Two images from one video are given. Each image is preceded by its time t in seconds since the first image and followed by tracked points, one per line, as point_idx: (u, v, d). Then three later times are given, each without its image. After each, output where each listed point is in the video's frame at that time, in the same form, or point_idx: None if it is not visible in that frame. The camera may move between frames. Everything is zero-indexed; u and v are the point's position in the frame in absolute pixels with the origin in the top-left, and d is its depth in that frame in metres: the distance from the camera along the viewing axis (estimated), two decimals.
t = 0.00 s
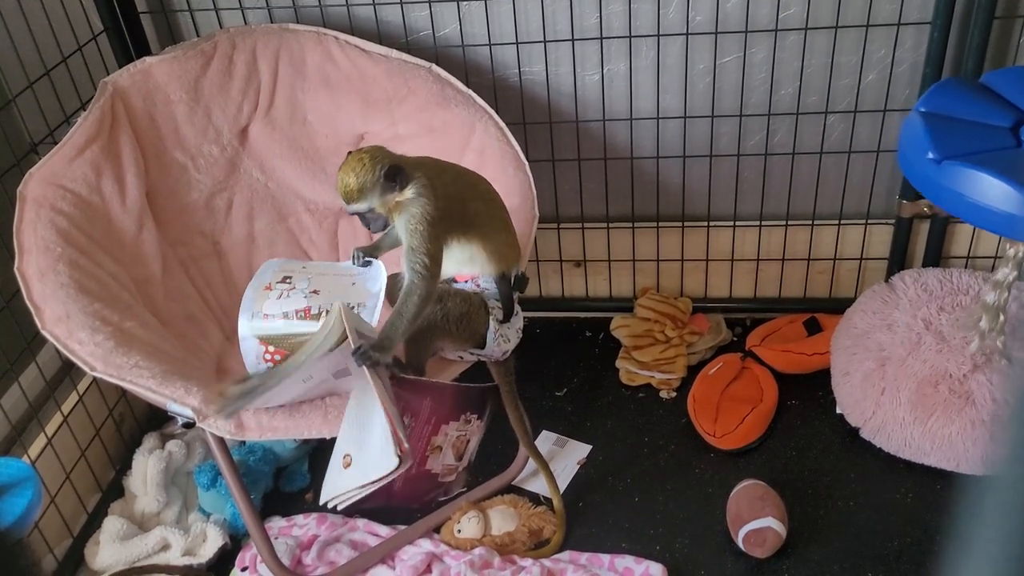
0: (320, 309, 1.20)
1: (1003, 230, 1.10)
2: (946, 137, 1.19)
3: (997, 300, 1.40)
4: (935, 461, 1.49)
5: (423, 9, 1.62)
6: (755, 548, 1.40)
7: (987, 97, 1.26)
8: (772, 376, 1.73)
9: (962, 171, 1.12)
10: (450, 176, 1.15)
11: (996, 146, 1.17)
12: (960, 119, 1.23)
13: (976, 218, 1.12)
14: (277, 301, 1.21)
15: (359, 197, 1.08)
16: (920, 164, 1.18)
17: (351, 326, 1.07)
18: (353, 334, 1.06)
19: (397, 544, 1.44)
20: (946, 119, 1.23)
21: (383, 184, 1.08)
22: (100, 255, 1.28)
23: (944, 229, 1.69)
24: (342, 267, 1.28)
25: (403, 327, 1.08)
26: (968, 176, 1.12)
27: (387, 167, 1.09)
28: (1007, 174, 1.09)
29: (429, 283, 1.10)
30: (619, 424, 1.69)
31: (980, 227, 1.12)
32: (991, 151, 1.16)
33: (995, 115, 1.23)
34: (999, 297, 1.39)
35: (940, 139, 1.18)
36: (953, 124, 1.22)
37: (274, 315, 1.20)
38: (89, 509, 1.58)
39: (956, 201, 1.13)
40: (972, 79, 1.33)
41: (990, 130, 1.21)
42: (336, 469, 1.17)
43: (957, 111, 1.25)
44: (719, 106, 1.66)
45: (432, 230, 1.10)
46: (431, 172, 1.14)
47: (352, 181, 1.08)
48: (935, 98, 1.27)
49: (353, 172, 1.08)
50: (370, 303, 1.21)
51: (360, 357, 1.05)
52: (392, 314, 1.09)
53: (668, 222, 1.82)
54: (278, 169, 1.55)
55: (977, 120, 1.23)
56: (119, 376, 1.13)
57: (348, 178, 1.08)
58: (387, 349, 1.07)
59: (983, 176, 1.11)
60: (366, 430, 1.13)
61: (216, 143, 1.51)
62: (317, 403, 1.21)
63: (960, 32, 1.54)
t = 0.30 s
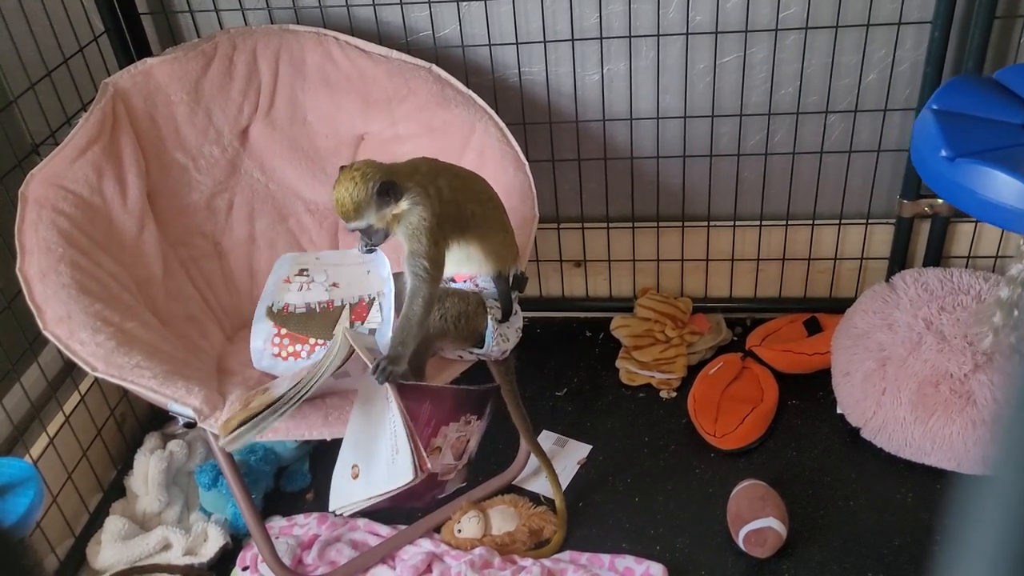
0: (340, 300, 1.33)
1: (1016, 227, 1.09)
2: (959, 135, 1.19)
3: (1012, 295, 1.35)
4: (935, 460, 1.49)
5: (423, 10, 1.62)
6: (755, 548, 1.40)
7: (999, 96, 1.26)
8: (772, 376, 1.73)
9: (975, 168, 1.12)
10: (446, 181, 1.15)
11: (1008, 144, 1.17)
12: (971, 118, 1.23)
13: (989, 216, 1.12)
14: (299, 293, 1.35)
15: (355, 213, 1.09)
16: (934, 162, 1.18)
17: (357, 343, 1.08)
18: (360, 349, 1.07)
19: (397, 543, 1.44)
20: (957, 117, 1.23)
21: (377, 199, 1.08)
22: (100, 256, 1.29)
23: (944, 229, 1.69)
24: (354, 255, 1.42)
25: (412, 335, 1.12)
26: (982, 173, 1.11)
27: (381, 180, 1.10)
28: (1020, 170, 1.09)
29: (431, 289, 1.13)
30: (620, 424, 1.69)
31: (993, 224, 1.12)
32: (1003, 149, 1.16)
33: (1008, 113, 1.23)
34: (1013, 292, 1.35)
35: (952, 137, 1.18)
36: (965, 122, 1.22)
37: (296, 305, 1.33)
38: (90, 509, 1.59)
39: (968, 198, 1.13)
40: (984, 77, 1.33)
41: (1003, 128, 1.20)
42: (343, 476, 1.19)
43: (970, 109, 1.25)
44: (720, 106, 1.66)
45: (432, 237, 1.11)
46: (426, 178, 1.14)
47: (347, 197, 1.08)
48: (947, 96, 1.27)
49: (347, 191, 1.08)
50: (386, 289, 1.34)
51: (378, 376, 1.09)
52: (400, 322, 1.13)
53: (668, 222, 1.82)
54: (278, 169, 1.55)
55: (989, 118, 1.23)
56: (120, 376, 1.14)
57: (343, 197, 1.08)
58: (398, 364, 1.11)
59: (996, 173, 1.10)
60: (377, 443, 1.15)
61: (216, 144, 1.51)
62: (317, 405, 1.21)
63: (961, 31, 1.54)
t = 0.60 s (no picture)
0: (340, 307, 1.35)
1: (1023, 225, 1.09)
2: (962, 133, 1.19)
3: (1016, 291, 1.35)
4: (935, 460, 1.49)
5: (424, 10, 1.62)
6: (756, 548, 1.40)
7: (1002, 95, 1.26)
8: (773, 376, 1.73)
9: (979, 166, 1.12)
10: (446, 179, 1.14)
11: (1012, 142, 1.17)
12: (975, 116, 1.23)
13: (994, 215, 1.11)
14: (299, 302, 1.37)
15: (355, 218, 1.09)
16: (938, 162, 1.18)
17: (356, 339, 1.08)
18: (359, 344, 1.07)
19: (398, 543, 1.44)
20: (961, 116, 1.22)
21: (377, 199, 1.08)
22: (100, 256, 1.29)
23: (945, 229, 1.69)
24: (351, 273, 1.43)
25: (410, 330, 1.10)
26: (985, 172, 1.11)
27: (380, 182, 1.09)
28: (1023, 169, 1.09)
29: (430, 285, 1.11)
30: (620, 425, 1.69)
31: (998, 223, 1.12)
32: (1007, 147, 1.15)
33: (1012, 110, 1.23)
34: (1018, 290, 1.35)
35: (956, 136, 1.18)
36: (969, 120, 1.21)
37: (297, 311, 1.35)
38: (91, 509, 1.59)
39: (972, 196, 1.13)
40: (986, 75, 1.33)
41: (1007, 126, 1.20)
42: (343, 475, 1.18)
43: (972, 108, 1.24)
44: (720, 106, 1.66)
45: (432, 234, 1.10)
46: (426, 177, 1.13)
47: (346, 202, 1.08)
48: (950, 95, 1.27)
49: (346, 194, 1.08)
50: (384, 297, 1.36)
51: (375, 370, 1.06)
52: (397, 318, 1.10)
53: (668, 222, 1.82)
54: (278, 170, 1.55)
55: (993, 116, 1.22)
56: (120, 376, 1.14)
57: (343, 200, 1.08)
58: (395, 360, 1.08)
59: (1000, 172, 1.10)
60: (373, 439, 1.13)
61: (217, 144, 1.51)
62: (318, 405, 1.21)
63: (961, 31, 1.54)
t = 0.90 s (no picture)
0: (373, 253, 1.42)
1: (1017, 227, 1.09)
2: (957, 135, 1.19)
3: (1009, 294, 1.38)
4: (936, 461, 1.49)
5: (424, 10, 1.62)
6: (756, 548, 1.40)
7: (996, 96, 1.26)
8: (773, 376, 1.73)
9: (972, 167, 1.12)
10: (441, 185, 1.15)
11: (1004, 144, 1.17)
12: (968, 117, 1.23)
13: (987, 216, 1.12)
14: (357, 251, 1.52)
15: (353, 228, 1.09)
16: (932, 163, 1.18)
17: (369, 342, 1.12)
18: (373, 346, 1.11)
19: (398, 544, 1.44)
20: (956, 116, 1.22)
21: (371, 209, 1.08)
22: (100, 256, 1.29)
23: (945, 229, 1.69)
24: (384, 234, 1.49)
25: (425, 335, 1.07)
26: (978, 173, 1.12)
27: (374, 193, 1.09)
28: (1016, 171, 1.09)
29: (436, 288, 1.08)
30: (621, 425, 1.69)
31: (991, 224, 1.12)
32: (1000, 150, 1.15)
33: (1007, 111, 1.23)
34: (1009, 292, 1.38)
35: (949, 137, 1.18)
36: (963, 121, 1.21)
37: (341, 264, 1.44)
38: (91, 509, 1.59)
39: (965, 198, 1.13)
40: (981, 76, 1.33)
41: (1000, 128, 1.20)
42: (354, 476, 1.18)
43: (965, 109, 1.24)
44: (720, 107, 1.66)
45: (429, 241, 1.08)
46: (421, 185, 1.13)
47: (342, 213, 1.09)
48: (944, 96, 1.27)
49: (342, 206, 1.08)
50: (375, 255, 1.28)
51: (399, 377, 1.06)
52: (408, 325, 1.08)
53: (668, 222, 1.82)
54: (278, 170, 1.55)
55: (988, 116, 1.22)
56: (120, 377, 1.14)
57: (338, 214, 1.08)
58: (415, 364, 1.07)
59: (993, 174, 1.11)
60: (393, 437, 1.16)
61: (217, 145, 1.51)
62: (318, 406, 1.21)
63: (961, 31, 1.54)
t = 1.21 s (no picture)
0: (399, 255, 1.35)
1: (1002, 229, 1.09)
2: (944, 136, 1.18)
3: (993, 299, 1.41)
4: (936, 461, 1.49)
5: (424, 11, 1.62)
6: (756, 548, 1.40)
7: (984, 97, 1.25)
8: (773, 376, 1.73)
9: (958, 169, 1.12)
10: (442, 184, 1.14)
11: (990, 147, 1.17)
12: (956, 119, 1.22)
13: (972, 218, 1.12)
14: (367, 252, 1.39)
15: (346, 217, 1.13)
16: (918, 164, 1.18)
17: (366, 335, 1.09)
18: (370, 339, 1.08)
19: (398, 544, 1.44)
20: (945, 118, 1.22)
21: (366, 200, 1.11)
22: (100, 256, 1.29)
23: (945, 229, 1.69)
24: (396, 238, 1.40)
25: (423, 327, 1.07)
26: (964, 175, 1.12)
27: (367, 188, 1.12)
28: (1002, 173, 1.09)
29: (438, 281, 1.09)
30: (621, 425, 1.70)
31: (976, 226, 1.12)
32: (985, 152, 1.15)
33: (994, 113, 1.22)
34: (994, 296, 1.40)
35: (937, 138, 1.18)
36: (950, 122, 1.21)
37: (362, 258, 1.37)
38: (92, 509, 1.59)
39: (952, 200, 1.13)
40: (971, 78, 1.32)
41: (986, 130, 1.20)
42: (354, 475, 1.15)
43: (954, 111, 1.24)
44: (720, 107, 1.66)
45: (426, 237, 1.09)
46: (421, 182, 1.13)
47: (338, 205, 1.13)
48: (933, 97, 1.27)
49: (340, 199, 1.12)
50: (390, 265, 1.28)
51: (393, 364, 1.05)
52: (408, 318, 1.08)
53: (668, 222, 1.82)
54: (278, 170, 1.55)
55: (974, 118, 1.22)
56: (120, 377, 1.14)
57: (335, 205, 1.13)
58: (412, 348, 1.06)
59: (980, 176, 1.11)
60: (387, 434, 1.12)
61: (217, 145, 1.51)
62: (319, 407, 1.21)
63: (961, 31, 1.54)
